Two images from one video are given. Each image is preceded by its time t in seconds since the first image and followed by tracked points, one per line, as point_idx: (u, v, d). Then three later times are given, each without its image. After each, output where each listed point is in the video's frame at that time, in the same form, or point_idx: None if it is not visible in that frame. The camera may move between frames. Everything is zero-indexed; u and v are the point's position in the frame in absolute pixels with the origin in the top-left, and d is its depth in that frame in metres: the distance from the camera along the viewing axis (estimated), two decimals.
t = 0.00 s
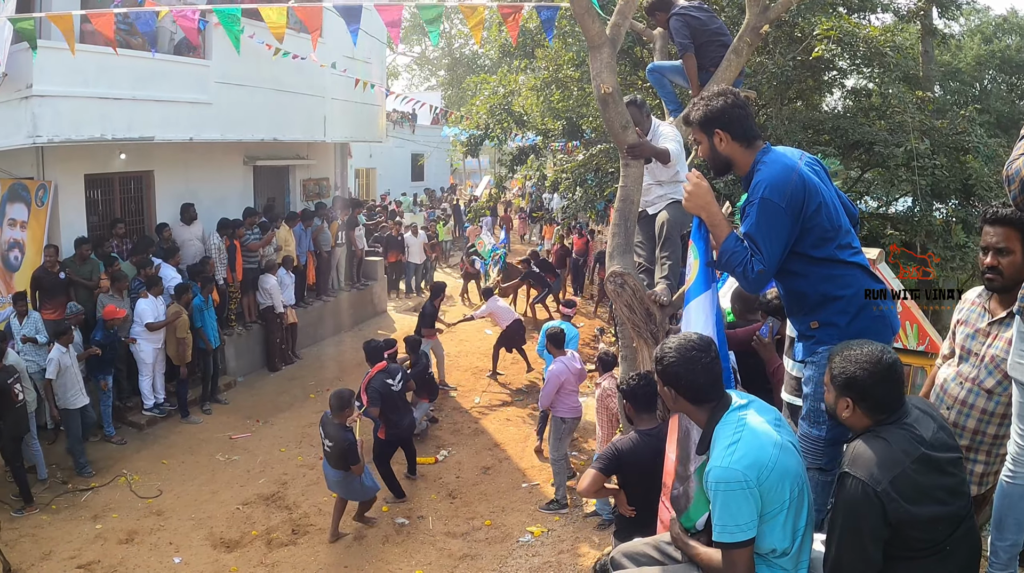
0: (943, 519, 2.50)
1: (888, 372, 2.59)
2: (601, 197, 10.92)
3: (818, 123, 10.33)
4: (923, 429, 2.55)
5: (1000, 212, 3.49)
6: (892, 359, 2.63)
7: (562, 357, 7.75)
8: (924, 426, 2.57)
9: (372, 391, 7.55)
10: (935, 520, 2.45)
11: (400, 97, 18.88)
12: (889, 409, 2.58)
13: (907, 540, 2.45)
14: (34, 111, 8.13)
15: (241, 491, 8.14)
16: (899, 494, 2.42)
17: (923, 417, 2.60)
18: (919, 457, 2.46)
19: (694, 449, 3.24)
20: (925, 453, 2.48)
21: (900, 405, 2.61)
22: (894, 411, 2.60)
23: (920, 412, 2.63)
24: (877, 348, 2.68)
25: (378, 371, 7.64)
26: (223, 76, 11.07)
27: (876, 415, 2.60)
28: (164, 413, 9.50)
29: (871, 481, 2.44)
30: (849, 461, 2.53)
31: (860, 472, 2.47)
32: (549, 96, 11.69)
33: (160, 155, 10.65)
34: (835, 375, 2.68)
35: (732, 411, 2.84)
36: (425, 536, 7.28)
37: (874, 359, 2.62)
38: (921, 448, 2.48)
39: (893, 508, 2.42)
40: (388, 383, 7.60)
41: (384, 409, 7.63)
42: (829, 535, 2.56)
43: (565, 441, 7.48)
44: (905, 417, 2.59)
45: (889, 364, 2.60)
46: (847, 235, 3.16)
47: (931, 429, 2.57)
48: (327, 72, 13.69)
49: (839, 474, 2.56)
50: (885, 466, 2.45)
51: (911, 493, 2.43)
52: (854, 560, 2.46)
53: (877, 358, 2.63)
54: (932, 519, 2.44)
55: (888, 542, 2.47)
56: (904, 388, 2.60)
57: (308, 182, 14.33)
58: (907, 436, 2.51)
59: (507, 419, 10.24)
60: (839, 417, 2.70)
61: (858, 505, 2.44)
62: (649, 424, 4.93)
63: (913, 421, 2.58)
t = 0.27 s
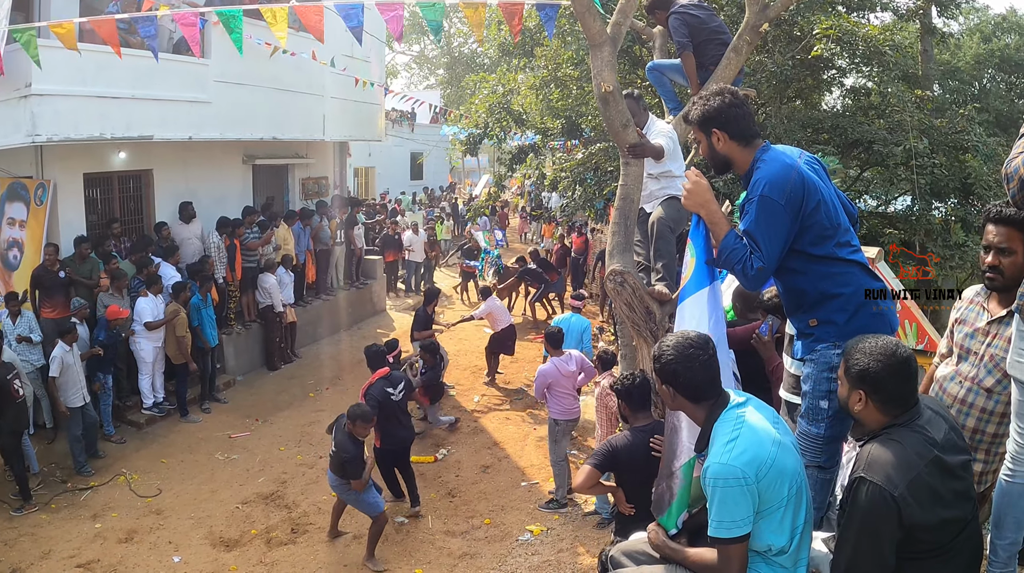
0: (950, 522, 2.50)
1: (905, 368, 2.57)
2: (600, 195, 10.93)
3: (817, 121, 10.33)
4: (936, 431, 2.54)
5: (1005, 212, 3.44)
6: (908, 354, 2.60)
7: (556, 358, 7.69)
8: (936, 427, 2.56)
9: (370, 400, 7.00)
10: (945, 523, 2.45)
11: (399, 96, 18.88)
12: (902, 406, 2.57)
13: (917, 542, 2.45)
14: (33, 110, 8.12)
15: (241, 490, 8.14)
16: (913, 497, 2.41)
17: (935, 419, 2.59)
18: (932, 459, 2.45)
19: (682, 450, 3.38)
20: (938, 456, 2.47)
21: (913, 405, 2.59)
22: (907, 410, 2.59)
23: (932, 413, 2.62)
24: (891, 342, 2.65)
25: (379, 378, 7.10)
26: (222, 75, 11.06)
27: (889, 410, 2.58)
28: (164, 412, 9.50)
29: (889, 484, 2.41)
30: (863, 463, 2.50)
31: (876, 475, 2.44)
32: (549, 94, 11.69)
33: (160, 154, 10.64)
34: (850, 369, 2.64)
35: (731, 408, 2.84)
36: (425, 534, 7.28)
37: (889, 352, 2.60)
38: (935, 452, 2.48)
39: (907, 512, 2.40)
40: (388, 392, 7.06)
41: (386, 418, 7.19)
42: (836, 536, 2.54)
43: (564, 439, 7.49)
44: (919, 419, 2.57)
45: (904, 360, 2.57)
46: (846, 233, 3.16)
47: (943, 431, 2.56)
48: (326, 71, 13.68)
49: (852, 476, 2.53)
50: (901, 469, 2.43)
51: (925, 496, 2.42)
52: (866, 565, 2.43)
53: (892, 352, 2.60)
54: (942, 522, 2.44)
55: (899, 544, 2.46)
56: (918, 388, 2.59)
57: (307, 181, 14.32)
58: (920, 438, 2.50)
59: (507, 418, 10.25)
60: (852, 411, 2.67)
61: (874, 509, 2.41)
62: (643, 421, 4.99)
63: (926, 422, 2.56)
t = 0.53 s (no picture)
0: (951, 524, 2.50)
1: (911, 367, 2.57)
2: (599, 195, 10.94)
3: (816, 121, 10.32)
4: (940, 432, 2.53)
5: (1003, 211, 3.44)
6: (914, 352, 2.61)
7: (556, 357, 7.66)
8: (940, 428, 2.55)
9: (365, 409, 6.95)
10: (946, 524, 2.45)
11: (397, 95, 18.87)
12: (907, 405, 2.57)
13: (918, 543, 2.45)
14: (31, 110, 8.12)
15: (240, 490, 8.14)
16: (916, 498, 2.40)
17: (940, 419, 2.58)
18: (936, 460, 2.45)
19: (683, 447, 3.44)
20: (942, 457, 2.46)
21: (918, 405, 2.58)
22: (912, 410, 2.58)
23: (936, 413, 2.61)
24: (897, 341, 2.65)
25: (373, 388, 6.99)
26: (220, 74, 11.06)
27: (895, 409, 2.58)
28: (163, 411, 9.51)
29: (893, 485, 2.40)
30: (868, 463, 2.49)
31: (879, 476, 2.43)
32: (548, 94, 11.69)
33: (159, 154, 10.64)
34: (856, 367, 2.65)
35: (727, 408, 2.84)
36: (423, 534, 7.28)
37: (894, 350, 2.61)
38: (939, 453, 2.47)
39: (910, 513, 2.40)
40: (382, 401, 6.94)
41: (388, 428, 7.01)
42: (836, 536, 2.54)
43: (562, 439, 7.49)
44: (924, 419, 2.56)
45: (910, 358, 2.58)
46: (844, 232, 3.16)
47: (947, 431, 2.55)
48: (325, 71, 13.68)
49: (855, 476, 2.53)
50: (904, 470, 2.42)
51: (928, 497, 2.41)
52: (866, 565, 2.43)
53: (898, 350, 2.61)
54: (943, 523, 2.44)
55: (899, 545, 2.46)
56: (923, 388, 2.58)
57: (306, 180, 14.32)
58: (925, 439, 2.49)
59: (505, 417, 10.26)
60: (857, 410, 2.67)
61: (876, 509, 2.40)
62: (647, 414, 5.16)
63: (931, 422, 2.56)
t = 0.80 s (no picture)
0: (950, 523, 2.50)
1: (913, 364, 2.57)
2: (598, 194, 10.95)
3: (815, 120, 10.32)
4: (942, 430, 2.52)
5: (1002, 208, 3.44)
6: (916, 350, 2.60)
7: (556, 354, 7.66)
8: (942, 426, 2.54)
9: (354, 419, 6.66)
10: (945, 523, 2.44)
11: (397, 95, 18.88)
12: (909, 403, 2.56)
13: (917, 541, 2.45)
14: (30, 108, 8.12)
15: (238, 488, 8.14)
16: (916, 497, 2.40)
17: (942, 417, 2.57)
18: (937, 459, 2.44)
19: (682, 444, 3.43)
20: (944, 456, 2.46)
21: (920, 403, 2.57)
22: (915, 407, 2.57)
23: (939, 411, 2.60)
24: (899, 338, 2.65)
25: (362, 396, 6.72)
26: (219, 73, 11.05)
27: (898, 408, 2.57)
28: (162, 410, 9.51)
29: (892, 483, 2.40)
30: (868, 460, 2.49)
31: (879, 473, 2.43)
32: (547, 93, 11.70)
33: (158, 153, 10.64)
34: (858, 365, 2.64)
35: (724, 405, 2.84)
36: (422, 532, 7.28)
37: (896, 348, 2.60)
38: (940, 451, 2.46)
39: (909, 512, 2.40)
40: (372, 409, 6.68)
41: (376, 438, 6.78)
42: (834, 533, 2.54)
43: (560, 437, 7.49)
44: (926, 416, 2.55)
45: (912, 356, 2.58)
46: (843, 229, 3.16)
47: (948, 430, 2.54)
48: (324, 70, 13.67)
49: (854, 473, 2.52)
50: (905, 468, 2.41)
51: (928, 496, 2.41)
52: (865, 563, 2.43)
53: (900, 347, 2.60)
54: (943, 522, 2.44)
55: (898, 543, 2.46)
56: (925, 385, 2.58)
57: (305, 179, 14.33)
58: (927, 437, 2.48)
59: (504, 416, 10.26)
60: (860, 409, 2.66)
61: (876, 508, 2.40)
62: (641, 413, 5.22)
63: (932, 421, 2.55)
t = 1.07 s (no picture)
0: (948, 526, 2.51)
1: (915, 367, 2.57)
2: (597, 193, 10.96)
3: (814, 120, 10.32)
4: (943, 435, 2.52)
5: (1001, 207, 3.45)
6: (917, 354, 2.60)
7: (558, 351, 7.67)
8: (944, 431, 2.54)
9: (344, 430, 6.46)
10: (943, 527, 2.45)
11: (397, 94, 18.88)
12: (912, 406, 2.55)
13: (915, 545, 2.46)
14: (30, 107, 8.13)
15: (238, 487, 8.14)
16: (914, 502, 2.41)
17: (944, 421, 2.57)
18: (937, 464, 2.44)
19: (681, 443, 3.39)
20: (944, 461, 2.46)
21: (923, 408, 2.57)
22: (917, 411, 2.56)
23: (941, 415, 2.60)
24: (901, 341, 2.65)
25: (349, 407, 6.50)
26: (219, 72, 11.05)
27: (900, 411, 2.56)
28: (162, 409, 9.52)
29: (891, 487, 2.41)
30: (867, 463, 2.49)
31: (878, 477, 2.43)
32: (546, 92, 11.70)
33: (157, 152, 10.65)
34: (858, 372, 2.63)
35: (722, 405, 2.84)
36: (422, 531, 7.29)
37: (898, 351, 2.59)
38: (941, 456, 2.46)
39: (908, 516, 2.40)
40: (362, 419, 6.50)
41: (367, 445, 6.68)
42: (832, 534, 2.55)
43: (558, 436, 7.49)
44: (927, 421, 2.55)
45: (914, 359, 2.57)
46: (841, 229, 3.16)
47: (950, 434, 2.54)
48: (323, 69, 13.68)
49: (854, 475, 2.53)
50: (905, 472, 2.42)
51: (926, 501, 2.42)
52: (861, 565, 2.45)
53: (902, 351, 2.59)
54: (941, 527, 2.44)
55: (896, 546, 2.47)
56: (927, 389, 2.57)
57: (305, 178, 14.34)
58: (927, 442, 2.48)
59: (504, 415, 10.27)
60: (861, 413, 2.65)
61: (874, 511, 2.41)
62: (637, 416, 5.17)
63: (934, 425, 2.54)
